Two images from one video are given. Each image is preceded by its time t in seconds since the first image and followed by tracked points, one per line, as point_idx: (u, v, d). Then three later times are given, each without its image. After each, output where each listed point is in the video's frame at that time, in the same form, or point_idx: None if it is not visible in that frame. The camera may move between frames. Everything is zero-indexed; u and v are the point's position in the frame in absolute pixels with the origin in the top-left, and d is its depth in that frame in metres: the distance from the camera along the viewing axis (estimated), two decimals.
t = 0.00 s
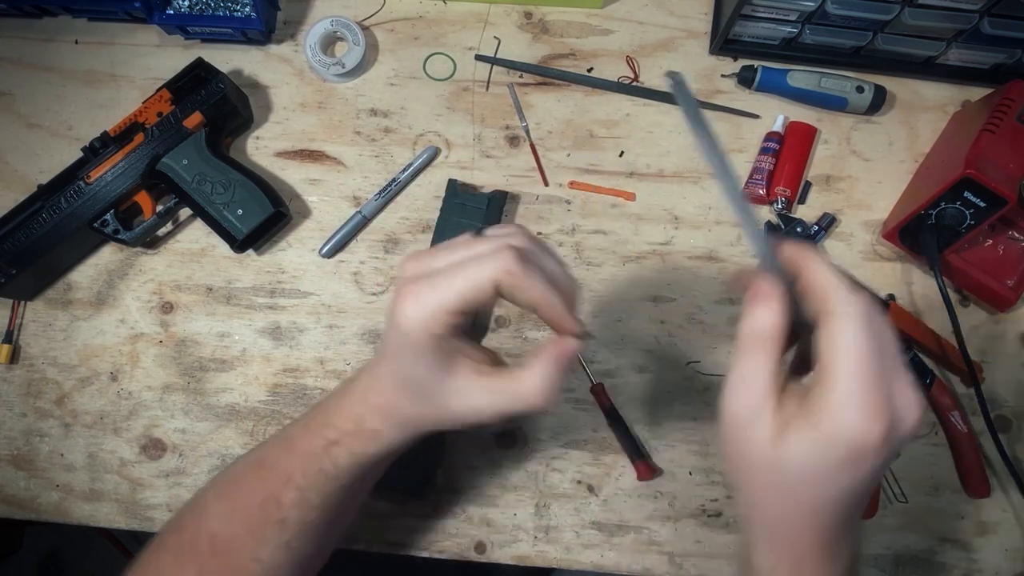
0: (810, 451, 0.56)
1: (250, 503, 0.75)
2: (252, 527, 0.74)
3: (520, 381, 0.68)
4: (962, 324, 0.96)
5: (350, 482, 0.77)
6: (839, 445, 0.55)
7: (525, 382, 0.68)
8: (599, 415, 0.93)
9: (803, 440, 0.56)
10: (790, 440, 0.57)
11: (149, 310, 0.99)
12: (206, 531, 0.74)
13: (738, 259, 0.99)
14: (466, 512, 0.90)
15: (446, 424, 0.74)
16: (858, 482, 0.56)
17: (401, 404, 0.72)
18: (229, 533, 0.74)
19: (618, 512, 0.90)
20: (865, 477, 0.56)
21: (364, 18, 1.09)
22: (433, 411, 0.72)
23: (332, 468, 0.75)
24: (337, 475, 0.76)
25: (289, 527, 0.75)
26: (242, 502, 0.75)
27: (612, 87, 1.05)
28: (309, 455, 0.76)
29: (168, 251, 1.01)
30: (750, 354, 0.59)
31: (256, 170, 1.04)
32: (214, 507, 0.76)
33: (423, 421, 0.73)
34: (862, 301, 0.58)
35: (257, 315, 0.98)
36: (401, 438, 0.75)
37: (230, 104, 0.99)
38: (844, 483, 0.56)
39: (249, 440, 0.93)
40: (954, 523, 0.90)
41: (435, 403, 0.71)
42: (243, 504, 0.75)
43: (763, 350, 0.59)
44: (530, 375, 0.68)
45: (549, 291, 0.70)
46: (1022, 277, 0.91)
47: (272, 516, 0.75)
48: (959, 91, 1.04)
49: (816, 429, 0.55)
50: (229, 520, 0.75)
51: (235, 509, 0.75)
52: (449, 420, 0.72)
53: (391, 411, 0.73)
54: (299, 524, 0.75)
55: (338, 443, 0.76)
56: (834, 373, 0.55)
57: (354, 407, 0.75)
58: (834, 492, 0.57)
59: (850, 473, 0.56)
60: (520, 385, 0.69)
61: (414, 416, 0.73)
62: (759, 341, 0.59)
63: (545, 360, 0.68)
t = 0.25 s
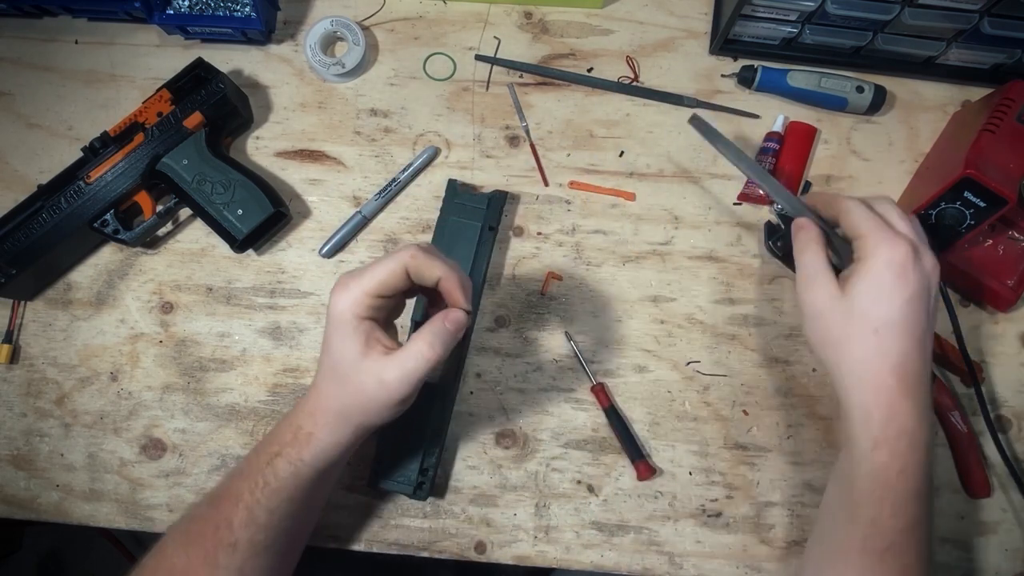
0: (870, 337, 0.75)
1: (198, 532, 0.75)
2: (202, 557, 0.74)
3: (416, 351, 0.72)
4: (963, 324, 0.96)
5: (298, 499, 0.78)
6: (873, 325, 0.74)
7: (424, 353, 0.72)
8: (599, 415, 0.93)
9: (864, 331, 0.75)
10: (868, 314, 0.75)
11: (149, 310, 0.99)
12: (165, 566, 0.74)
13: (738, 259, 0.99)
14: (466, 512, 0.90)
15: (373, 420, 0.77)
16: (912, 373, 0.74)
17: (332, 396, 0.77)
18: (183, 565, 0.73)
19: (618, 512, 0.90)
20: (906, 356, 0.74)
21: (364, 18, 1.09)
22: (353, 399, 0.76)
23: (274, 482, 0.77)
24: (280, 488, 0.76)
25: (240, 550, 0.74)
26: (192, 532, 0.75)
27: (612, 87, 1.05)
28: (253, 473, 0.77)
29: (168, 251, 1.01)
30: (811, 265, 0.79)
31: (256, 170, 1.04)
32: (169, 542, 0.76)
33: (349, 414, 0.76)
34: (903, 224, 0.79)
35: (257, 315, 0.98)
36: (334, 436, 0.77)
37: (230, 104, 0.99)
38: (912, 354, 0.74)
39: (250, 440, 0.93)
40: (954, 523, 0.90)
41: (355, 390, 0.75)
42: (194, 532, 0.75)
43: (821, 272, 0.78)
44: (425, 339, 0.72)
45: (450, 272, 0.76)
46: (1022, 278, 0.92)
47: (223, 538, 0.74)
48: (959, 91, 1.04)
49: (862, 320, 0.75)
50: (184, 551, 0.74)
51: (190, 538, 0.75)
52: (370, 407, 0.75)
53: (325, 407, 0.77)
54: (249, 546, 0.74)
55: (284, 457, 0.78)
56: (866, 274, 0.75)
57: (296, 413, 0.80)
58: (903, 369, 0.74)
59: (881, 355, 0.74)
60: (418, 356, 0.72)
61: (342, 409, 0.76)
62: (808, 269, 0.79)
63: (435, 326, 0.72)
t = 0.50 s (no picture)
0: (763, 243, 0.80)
1: (214, 543, 0.74)
2: (219, 567, 0.73)
3: (441, 360, 0.73)
4: (962, 324, 0.96)
5: (317, 510, 0.77)
6: (766, 229, 0.79)
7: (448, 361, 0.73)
8: (598, 415, 0.93)
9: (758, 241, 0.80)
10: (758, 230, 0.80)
11: (149, 310, 0.99)
12: None
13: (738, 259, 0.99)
14: (466, 512, 0.90)
15: (395, 429, 0.78)
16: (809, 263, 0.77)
17: (354, 406, 0.78)
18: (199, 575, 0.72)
19: (618, 512, 0.90)
20: (804, 248, 0.78)
21: (364, 18, 1.09)
22: (374, 407, 0.76)
23: (293, 492, 0.76)
24: (298, 498, 0.76)
25: (256, 560, 0.73)
26: (208, 543, 0.74)
27: (612, 87, 1.05)
28: (271, 482, 0.77)
29: (168, 251, 1.01)
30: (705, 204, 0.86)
31: (256, 170, 1.04)
32: (183, 553, 0.75)
33: (370, 424, 0.77)
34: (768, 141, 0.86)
35: (257, 315, 0.98)
36: (354, 446, 0.78)
37: (230, 104, 0.99)
38: (809, 244, 0.78)
39: (250, 440, 0.93)
40: (954, 523, 0.90)
41: (379, 399, 0.76)
42: (210, 543, 0.74)
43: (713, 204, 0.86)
44: (450, 348, 0.73)
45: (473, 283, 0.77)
46: (1021, 278, 0.92)
47: (241, 548, 0.73)
48: (959, 91, 1.04)
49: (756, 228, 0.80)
50: (201, 562, 0.73)
51: (206, 549, 0.74)
52: (392, 415, 0.76)
53: (346, 417, 0.78)
54: (266, 557, 0.74)
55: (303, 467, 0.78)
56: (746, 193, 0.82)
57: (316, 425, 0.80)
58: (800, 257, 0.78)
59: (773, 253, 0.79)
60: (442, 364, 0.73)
61: (364, 419, 0.77)
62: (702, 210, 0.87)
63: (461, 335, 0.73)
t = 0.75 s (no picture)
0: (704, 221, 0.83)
1: (223, 530, 0.74)
2: (226, 553, 0.72)
3: (441, 324, 0.72)
4: (962, 324, 0.96)
5: (323, 495, 0.76)
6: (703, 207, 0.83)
7: (447, 325, 0.72)
8: (598, 415, 0.93)
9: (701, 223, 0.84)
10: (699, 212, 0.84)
11: (149, 310, 0.99)
12: (189, 564, 0.72)
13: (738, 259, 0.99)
14: (466, 512, 0.90)
15: (397, 405, 0.77)
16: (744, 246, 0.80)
17: (359, 379, 0.78)
18: (208, 560, 0.72)
19: (618, 512, 0.90)
20: (744, 218, 0.81)
21: (364, 18, 1.09)
22: (377, 378, 0.76)
23: (297, 472, 0.76)
24: (301, 479, 0.76)
25: (262, 545, 0.72)
26: (217, 529, 0.74)
27: (612, 87, 1.05)
28: (278, 466, 0.78)
29: (168, 251, 1.01)
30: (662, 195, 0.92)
31: (256, 170, 1.04)
32: (193, 542, 0.74)
33: (373, 399, 0.77)
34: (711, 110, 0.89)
35: (257, 315, 0.98)
36: (356, 425, 0.77)
37: (230, 104, 0.99)
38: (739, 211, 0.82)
39: (250, 440, 0.93)
40: (954, 523, 0.90)
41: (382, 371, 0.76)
42: (219, 530, 0.74)
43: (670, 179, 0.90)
44: (450, 313, 0.72)
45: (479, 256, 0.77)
46: (1021, 278, 0.92)
47: (246, 533, 0.73)
48: (959, 91, 1.04)
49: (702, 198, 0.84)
50: (209, 548, 0.73)
51: (215, 536, 0.74)
52: (394, 388, 0.76)
53: (351, 394, 0.78)
54: (271, 542, 0.73)
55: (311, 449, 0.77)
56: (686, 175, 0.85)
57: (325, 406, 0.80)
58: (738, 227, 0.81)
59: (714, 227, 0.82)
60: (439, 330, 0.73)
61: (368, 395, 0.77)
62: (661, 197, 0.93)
63: (462, 300, 0.72)
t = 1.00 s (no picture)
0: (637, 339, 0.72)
1: (222, 511, 0.77)
2: (223, 534, 0.75)
3: (424, 288, 0.72)
4: (963, 324, 0.96)
5: (316, 477, 0.78)
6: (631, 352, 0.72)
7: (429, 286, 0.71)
8: (598, 415, 0.93)
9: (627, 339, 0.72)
10: (626, 321, 0.72)
11: (149, 310, 0.99)
12: (190, 543, 0.76)
13: (738, 259, 0.99)
14: (466, 512, 0.90)
15: (383, 376, 0.76)
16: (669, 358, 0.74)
17: (351, 351, 0.78)
18: (206, 541, 0.75)
19: (618, 512, 0.90)
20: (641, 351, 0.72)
21: (364, 18, 1.09)
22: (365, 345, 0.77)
23: (292, 449, 0.79)
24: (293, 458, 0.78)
25: (256, 525, 0.75)
26: (217, 511, 0.77)
27: (612, 87, 1.05)
28: (276, 446, 0.80)
29: (168, 251, 1.01)
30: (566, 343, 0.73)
31: (256, 169, 1.04)
32: (197, 524, 0.78)
33: (362, 368, 0.76)
34: (642, 285, 0.71)
35: (257, 315, 0.98)
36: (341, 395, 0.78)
37: (230, 104, 0.99)
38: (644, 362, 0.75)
39: (250, 440, 0.93)
40: (954, 523, 0.90)
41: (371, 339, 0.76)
42: (219, 511, 0.77)
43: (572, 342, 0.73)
44: (435, 276, 0.72)
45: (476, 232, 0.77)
46: (1021, 278, 0.92)
47: (242, 514, 0.76)
48: (958, 91, 1.04)
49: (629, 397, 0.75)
50: (209, 529, 0.76)
51: (213, 519, 0.77)
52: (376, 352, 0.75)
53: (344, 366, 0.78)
54: (265, 523, 0.75)
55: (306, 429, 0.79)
56: (620, 314, 0.72)
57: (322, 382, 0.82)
58: (670, 363, 0.74)
59: (649, 347, 0.73)
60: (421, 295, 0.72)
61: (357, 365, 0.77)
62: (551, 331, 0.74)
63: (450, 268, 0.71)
